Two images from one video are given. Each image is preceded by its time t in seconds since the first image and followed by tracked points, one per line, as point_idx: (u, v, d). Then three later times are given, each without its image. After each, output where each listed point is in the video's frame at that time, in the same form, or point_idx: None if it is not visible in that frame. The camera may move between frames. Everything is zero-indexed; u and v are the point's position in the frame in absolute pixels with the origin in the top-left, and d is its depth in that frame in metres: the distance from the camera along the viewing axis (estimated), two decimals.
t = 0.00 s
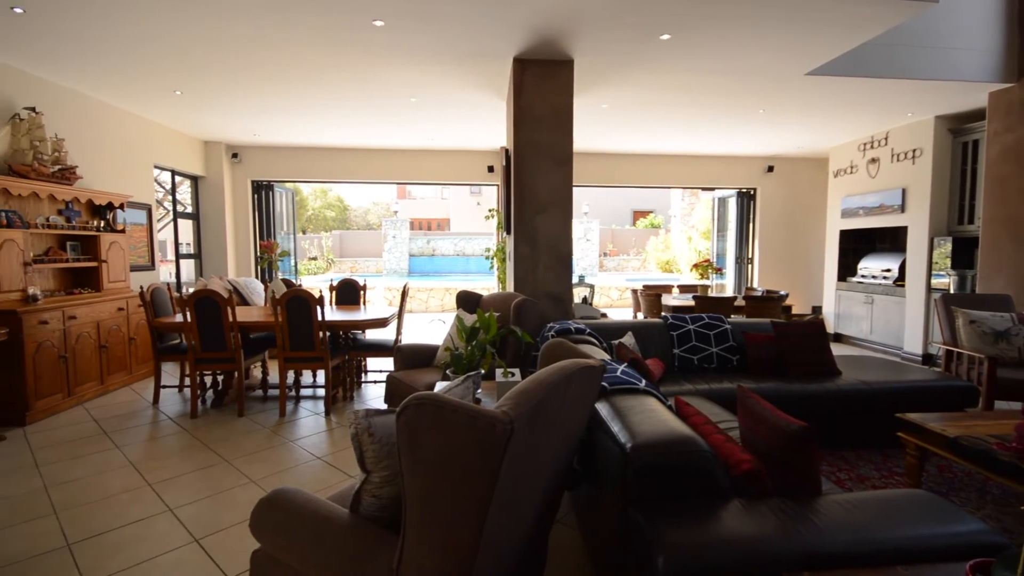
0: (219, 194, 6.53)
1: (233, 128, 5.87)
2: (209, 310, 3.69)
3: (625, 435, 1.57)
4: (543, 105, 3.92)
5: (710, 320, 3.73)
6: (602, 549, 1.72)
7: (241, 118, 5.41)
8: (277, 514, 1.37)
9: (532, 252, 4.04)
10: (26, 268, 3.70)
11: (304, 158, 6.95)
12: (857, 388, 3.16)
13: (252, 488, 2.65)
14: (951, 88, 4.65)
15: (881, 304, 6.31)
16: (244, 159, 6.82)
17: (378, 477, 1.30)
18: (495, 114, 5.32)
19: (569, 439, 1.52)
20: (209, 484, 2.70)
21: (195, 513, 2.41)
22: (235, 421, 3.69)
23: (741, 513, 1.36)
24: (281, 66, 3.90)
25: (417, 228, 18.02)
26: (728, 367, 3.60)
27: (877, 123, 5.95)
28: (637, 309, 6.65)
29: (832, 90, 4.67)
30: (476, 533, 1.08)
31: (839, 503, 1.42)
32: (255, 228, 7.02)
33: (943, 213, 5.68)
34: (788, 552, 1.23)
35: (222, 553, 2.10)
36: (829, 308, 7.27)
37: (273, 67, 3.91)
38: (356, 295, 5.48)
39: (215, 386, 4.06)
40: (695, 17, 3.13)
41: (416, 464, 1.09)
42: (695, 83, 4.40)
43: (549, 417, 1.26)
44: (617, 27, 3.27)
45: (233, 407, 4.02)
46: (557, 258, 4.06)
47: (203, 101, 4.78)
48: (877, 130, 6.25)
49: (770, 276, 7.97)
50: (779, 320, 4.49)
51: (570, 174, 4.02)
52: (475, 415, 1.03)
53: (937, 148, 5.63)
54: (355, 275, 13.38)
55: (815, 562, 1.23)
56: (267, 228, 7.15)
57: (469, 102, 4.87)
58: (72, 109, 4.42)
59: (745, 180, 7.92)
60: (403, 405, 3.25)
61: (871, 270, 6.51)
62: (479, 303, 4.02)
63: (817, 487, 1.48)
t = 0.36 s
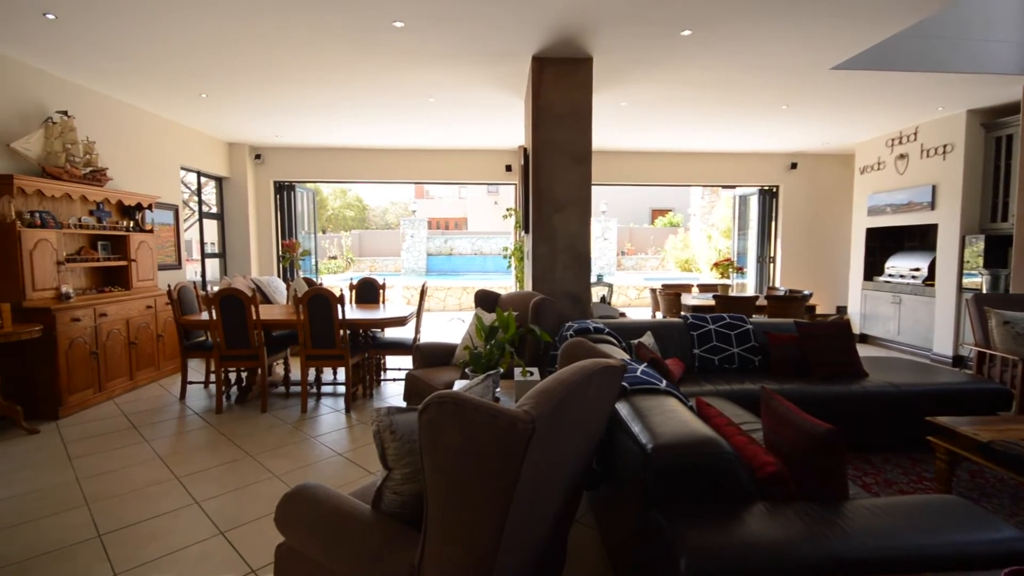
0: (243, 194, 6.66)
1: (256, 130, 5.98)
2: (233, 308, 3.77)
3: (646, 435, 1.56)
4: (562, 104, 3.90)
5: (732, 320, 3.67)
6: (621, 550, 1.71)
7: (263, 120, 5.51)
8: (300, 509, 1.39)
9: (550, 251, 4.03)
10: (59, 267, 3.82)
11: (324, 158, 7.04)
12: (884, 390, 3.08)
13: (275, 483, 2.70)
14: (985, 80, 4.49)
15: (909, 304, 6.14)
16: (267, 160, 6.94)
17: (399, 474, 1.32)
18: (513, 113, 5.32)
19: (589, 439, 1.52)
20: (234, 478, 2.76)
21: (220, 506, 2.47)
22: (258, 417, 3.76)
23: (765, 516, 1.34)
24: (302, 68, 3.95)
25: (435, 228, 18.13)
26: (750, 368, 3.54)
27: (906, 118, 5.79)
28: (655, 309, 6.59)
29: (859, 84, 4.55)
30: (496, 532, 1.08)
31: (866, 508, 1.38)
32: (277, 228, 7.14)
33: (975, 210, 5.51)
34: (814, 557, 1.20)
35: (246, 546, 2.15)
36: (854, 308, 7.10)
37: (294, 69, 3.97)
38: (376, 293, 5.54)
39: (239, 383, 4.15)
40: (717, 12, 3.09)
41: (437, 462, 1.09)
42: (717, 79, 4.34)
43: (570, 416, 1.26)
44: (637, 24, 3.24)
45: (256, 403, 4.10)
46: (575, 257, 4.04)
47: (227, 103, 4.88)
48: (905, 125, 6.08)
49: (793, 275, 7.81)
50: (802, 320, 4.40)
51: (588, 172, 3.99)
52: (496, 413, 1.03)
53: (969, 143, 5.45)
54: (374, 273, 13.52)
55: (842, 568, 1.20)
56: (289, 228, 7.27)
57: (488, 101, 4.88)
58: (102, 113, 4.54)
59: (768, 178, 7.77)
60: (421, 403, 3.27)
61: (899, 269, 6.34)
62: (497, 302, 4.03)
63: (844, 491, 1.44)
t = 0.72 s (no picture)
0: (265, 195, 6.78)
1: (278, 131, 6.08)
2: (257, 307, 3.84)
3: (667, 436, 1.54)
4: (581, 102, 3.88)
5: (754, 320, 3.61)
6: (642, 551, 1.70)
7: (285, 121, 5.60)
8: (323, 504, 1.41)
9: (569, 250, 4.01)
10: (91, 266, 3.94)
11: (344, 158, 7.13)
12: (913, 393, 2.99)
13: (298, 478, 2.75)
14: None
15: (940, 304, 5.95)
16: (289, 161, 7.06)
17: (420, 471, 1.33)
18: (531, 112, 5.31)
19: (610, 439, 1.51)
20: (257, 473, 2.81)
21: (245, 500, 2.52)
22: (281, 413, 3.83)
23: (790, 520, 1.31)
24: (323, 70, 4.00)
25: (453, 227, 18.21)
26: (773, 368, 3.47)
27: (936, 112, 5.61)
28: (675, 309, 6.51)
29: (888, 78, 4.41)
30: (518, 531, 1.08)
31: (897, 513, 1.34)
32: (299, 228, 7.25)
33: (1011, 207, 5.31)
34: (841, 563, 1.17)
35: (270, 540, 2.18)
36: (881, 308, 6.92)
37: (316, 71, 4.02)
38: (395, 292, 5.59)
39: (262, 380, 4.23)
40: (741, 6, 3.03)
41: (458, 460, 1.10)
42: (739, 75, 4.26)
43: (591, 416, 1.25)
44: (658, 20, 3.20)
45: (279, 400, 4.17)
46: (594, 256, 4.01)
47: (251, 105, 4.97)
48: (936, 120, 5.90)
49: (817, 274, 7.64)
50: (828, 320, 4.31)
51: (608, 171, 3.96)
52: (517, 412, 1.03)
53: (1005, 137, 5.25)
54: (393, 272, 13.64)
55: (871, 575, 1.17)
56: (310, 228, 7.38)
57: (507, 100, 4.87)
58: (131, 116, 4.67)
59: (791, 175, 7.62)
60: (440, 401, 3.30)
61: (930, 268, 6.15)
62: (516, 301, 4.03)
63: (873, 495, 1.40)
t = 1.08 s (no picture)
0: (287, 196, 6.90)
1: (300, 133, 6.17)
2: (280, 305, 3.91)
3: (690, 437, 1.52)
4: (600, 100, 3.85)
5: (777, 320, 3.54)
6: (663, 553, 1.68)
7: (307, 123, 5.68)
8: (347, 500, 1.43)
9: (588, 249, 3.99)
10: (121, 266, 4.06)
11: (364, 159, 7.20)
12: (944, 396, 2.90)
13: (319, 474, 2.79)
14: None
15: (971, 305, 5.76)
16: (310, 162, 7.16)
17: (442, 469, 1.34)
18: (549, 111, 5.29)
19: (632, 439, 1.49)
20: (281, 469, 2.86)
21: (269, 495, 2.56)
22: (303, 410, 3.88)
23: (817, 524, 1.28)
24: (344, 72, 4.05)
25: (471, 227, 18.27)
26: (797, 370, 3.40)
27: (968, 106, 5.43)
28: (695, 309, 6.42)
29: (917, 72, 4.29)
30: (539, 531, 1.07)
31: (928, 518, 1.30)
32: (320, 228, 7.36)
33: None
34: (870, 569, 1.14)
35: (294, 534, 2.22)
36: (910, 308, 6.72)
37: (337, 73, 4.07)
38: (414, 292, 5.63)
39: (285, 378, 4.30)
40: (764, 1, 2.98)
41: (480, 458, 1.10)
42: (761, 70, 4.18)
43: (613, 416, 1.24)
44: (679, 16, 3.16)
45: (301, 397, 4.24)
46: (613, 255, 3.98)
47: (274, 108, 5.06)
48: (967, 114, 5.71)
49: (842, 273, 7.46)
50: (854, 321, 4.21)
51: (627, 169, 3.92)
52: (539, 411, 1.03)
53: None
54: (412, 272, 13.74)
55: None
56: (330, 228, 7.48)
57: (525, 100, 4.87)
58: (159, 120, 4.79)
59: (816, 172, 7.45)
60: (460, 399, 3.31)
61: (961, 267, 5.96)
62: (535, 300, 4.02)
63: (903, 500, 1.36)
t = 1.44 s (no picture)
0: (309, 197, 7.00)
1: (320, 135, 6.27)
2: (303, 304, 3.97)
3: (713, 439, 1.50)
4: (619, 98, 3.82)
5: (801, 321, 3.47)
6: (685, 556, 1.66)
7: (327, 125, 5.76)
8: (369, 497, 1.45)
9: (607, 249, 3.96)
10: (149, 266, 4.17)
11: (383, 160, 7.27)
12: (977, 399, 2.81)
13: (340, 471, 2.82)
14: None
15: (1004, 306, 5.55)
16: (331, 164, 7.26)
17: (463, 468, 1.35)
18: (567, 110, 5.27)
19: (653, 440, 1.48)
20: (303, 466, 2.90)
21: (292, 491, 2.61)
22: (324, 408, 3.94)
23: (845, 529, 1.25)
24: (364, 74, 4.10)
25: (488, 227, 18.32)
26: (821, 372, 3.33)
27: (1002, 100, 5.25)
28: (716, 309, 6.33)
29: (947, 66, 4.16)
30: (560, 532, 1.07)
31: (962, 525, 1.25)
32: (340, 229, 7.46)
33: None
34: None
35: (316, 530, 2.25)
36: (940, 309, 6.52)
37: (357, 75, 4.12)
38: (433, 291, 5.67)
39: (307, 376, 4.37)
40: None
41: (501, 457, 1.10)
42: (784, 66, 4.10)
43: (635, 416, 1.23)
44: (700, 12, 3.12)
45: (322, 395, 4.30)
46: (632, 255, 3.95)
47: (296, 110, 5.14)
48: (1001, 109, 5.52)
49: (868, 273, 7.28)
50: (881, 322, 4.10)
51: (647, 168, 3.89)
52: (561, 411, 1.02)
53: None
54: (430, 272, 13.83)
55: None
56: (350, 228, 7.57)
57: (543, 99, 4.86)
58: (186, 123, 4.91)
59: (841, 169, 7.28)
60: (478, 399, 3.32)
61: (992, 268, 5.77)
62: (553, 300, 4.01)
63: (935, 506, 1.32)
